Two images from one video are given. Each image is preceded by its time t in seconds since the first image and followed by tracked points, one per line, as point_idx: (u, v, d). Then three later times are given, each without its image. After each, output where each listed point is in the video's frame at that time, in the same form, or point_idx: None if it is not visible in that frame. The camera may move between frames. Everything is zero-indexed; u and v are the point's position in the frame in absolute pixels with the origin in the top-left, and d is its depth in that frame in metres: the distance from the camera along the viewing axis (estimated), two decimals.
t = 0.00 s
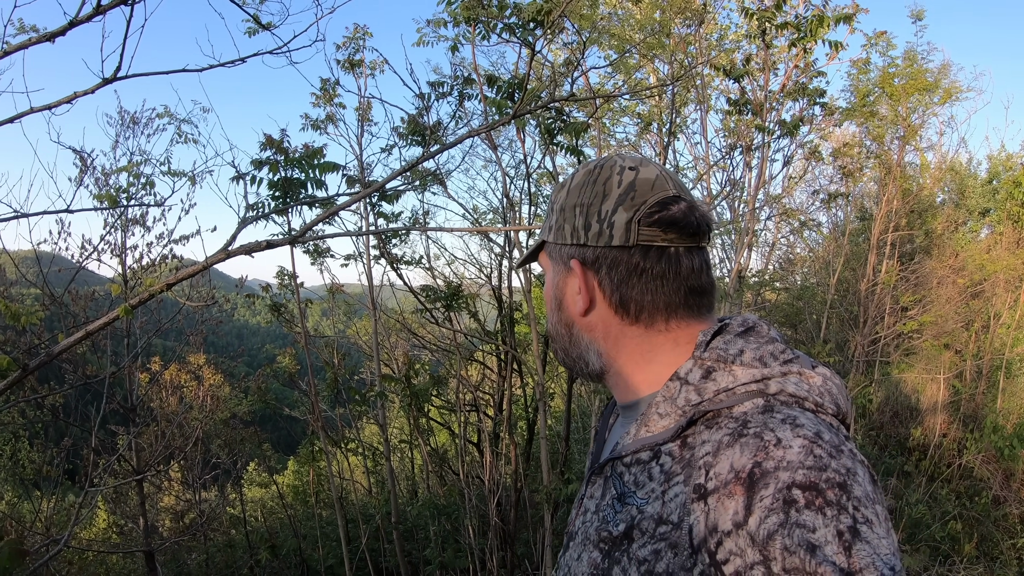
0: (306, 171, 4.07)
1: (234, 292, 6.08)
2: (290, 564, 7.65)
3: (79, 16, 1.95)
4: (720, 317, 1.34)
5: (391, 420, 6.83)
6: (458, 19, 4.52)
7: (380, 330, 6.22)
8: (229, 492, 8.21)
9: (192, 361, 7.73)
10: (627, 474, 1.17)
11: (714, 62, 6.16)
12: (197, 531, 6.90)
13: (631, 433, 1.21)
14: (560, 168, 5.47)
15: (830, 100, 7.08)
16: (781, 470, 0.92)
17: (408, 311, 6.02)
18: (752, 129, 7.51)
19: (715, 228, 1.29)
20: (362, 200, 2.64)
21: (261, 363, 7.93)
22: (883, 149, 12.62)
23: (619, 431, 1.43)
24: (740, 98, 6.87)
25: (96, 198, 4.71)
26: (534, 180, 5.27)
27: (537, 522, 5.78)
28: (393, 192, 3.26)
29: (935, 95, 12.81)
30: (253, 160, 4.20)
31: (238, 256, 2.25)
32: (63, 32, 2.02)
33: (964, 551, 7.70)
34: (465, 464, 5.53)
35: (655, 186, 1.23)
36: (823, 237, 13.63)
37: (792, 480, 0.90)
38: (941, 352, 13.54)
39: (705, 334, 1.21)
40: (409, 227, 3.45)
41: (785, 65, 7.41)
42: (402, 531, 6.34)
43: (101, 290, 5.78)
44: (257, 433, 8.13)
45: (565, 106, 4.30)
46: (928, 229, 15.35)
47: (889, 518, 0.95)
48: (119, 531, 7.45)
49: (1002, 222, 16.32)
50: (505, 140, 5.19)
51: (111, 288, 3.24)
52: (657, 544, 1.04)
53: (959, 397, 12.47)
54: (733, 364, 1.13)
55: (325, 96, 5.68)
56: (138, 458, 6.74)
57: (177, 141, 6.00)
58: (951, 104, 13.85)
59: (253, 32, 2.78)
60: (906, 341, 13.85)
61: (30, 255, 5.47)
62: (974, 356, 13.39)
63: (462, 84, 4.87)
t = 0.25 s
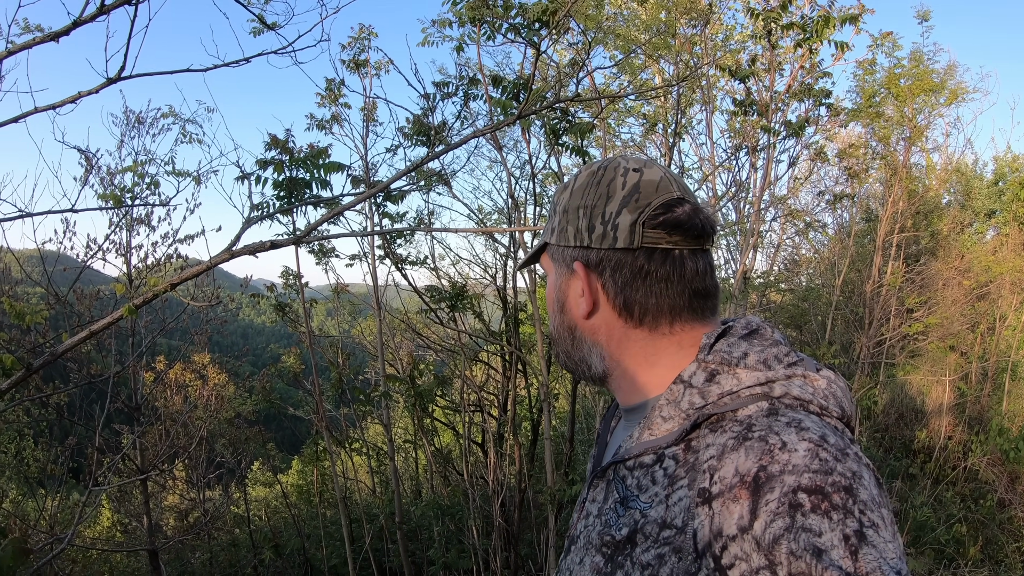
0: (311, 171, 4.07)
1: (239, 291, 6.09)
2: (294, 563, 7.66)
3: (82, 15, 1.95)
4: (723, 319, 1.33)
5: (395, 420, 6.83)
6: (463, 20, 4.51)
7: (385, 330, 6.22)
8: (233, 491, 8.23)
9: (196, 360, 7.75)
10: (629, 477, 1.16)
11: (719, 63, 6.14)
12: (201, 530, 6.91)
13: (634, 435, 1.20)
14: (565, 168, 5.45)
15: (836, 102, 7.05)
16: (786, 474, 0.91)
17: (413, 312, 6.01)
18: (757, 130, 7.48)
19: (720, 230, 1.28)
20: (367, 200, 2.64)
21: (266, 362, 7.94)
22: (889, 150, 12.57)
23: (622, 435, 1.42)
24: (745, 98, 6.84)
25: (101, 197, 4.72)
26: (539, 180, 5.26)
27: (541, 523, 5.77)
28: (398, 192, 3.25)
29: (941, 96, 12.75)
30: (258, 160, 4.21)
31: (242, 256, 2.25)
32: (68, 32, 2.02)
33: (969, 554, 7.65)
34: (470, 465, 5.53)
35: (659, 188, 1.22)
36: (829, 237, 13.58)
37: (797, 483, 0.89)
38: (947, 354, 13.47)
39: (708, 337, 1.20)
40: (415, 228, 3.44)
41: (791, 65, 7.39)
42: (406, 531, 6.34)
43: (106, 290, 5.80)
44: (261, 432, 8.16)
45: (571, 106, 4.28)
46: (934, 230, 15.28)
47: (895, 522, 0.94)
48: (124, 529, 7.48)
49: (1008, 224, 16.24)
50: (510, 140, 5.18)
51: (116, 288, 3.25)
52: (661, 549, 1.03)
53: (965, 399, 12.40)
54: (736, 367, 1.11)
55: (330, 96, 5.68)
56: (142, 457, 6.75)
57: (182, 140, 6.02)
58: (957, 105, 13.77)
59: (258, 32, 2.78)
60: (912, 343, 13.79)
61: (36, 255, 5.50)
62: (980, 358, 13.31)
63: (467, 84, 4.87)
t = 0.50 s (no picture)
0: (316, 169, 4.08)
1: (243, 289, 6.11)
2: (297, 560, 7.68)
3: (87, 14, 1.96)
4: (727, 319, 1.33)
5: (399, 419, 6.84)
6: (468, 18, 4.52)
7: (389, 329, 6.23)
8: (237, 488, 8.26)
9: (201, 358, 7.78)
10: (632, 477, 1.16)
11: (724, 62, 6.12)
12: (204, 527, 6.94)
13: (637, 435, 1.20)
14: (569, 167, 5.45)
15: (841, 101, 7.03)
16: (790, 473, 0.91)
17: (417, 310, 6.02)
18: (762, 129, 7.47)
19: (724, 229, 1.28)
20: (372, 199, 2.64)
21: (270, 360, 7.97)
22: (894, 150, 12.53)
23: (624, 434, 1.42)
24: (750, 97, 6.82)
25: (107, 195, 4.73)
26: (544, 179, 5.26)
27: (544, 522, 5.78)
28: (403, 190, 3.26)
29: (947, 95, 12.69)
30: (263, 159, 4.22)
31: (247, 254, 2.26)
32: (73, 30, 2.03)
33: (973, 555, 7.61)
34: (473, 464, 5.53)
35: (665, 187, 1.22)
36: (834, 237, 13.54)
37: (801, 483, 0.89)
38: (952, 355, 13.42)
39: (711, 336, 1.20)
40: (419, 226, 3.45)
41: (796, 65, 7.37)
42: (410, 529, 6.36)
43: (110, 287, 5.82)
44: (265, 430, 8.18)
45: (575, 105, 4.28)
46: (939, 230, 15.22)
47: (899, 522, 0.93)
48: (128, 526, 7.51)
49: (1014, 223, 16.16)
50: (515, 139, 5.18)
51: (120, 286, 3.25)
52: (663, 548, 1.03)
53: (970, 400, 12.35)
54: (740, 366, 1.11)
55: (335, 94, 5.69)
56: (146, 454, 6.78)
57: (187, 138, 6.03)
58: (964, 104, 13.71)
59: (263, 30, 2.79)
60: (917, 343, 13.74)
61: (40, 252, 5.52)
62: (985, 359, 13.26)
63: (472, 83, 4.87)
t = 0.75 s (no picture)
0: (320, 168, 4.08)
1: (247, 288, 6.13)
2: (300, 559, 7.70)
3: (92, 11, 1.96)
4: (730, 318, 1.33)
5: (402, 417, 6.85)
6: (472, 17, 4.53)
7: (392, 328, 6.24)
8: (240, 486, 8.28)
9: (204, 356, 7.80)
10: (635, 475, 1.17)
11: (727, 61, 6.11)
12: (207, 525, 6.96)
13: (640, 433, 1.21)
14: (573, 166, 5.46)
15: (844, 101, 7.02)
16: (793, 472, 0.91)
17: (421, 309, 6.03)
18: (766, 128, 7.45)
19: (730, 229, 1.29)
20: (375, 197, 2.64)
21: (273, 359, 7.98)
22: (897, 149, 12.51)
23: (628, 431, 1.42)
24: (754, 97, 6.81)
25: (111, 193, 4.75)
26: (547, 179, 5.27)
27: (546, 521, 5.79)
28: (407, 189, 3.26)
29: (951, 95, 12.66)
30: (267, 157, 4.23)
31: (251, 252, 2.27)
32: (77, 27, 2.03)
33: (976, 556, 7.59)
34: (476, 462, 5.54)
35: (671, 185, 1.23)
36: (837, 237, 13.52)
37: (804, 482, 0.89)
38: (955, 355, 13.38)
39: (715, 334, 1.20)
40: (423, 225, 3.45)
41: (800, 64, 7.36)
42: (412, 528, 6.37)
43: (114, 285, 5.84)
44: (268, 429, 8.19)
45: (579, 104, 4.29)
46: (943, 230, 15.19)
47: (901, 521, 0.94)
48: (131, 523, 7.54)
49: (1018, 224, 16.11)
50: (519, 138, 5.19)
51: (124, 284, 3.26)
52: (666, 546, 1.04)
53: (973, 401, 12.32)
54: (743, 365, 1.12)
55: (338, 93, 5.70)
56: (149, 452, 6.80)
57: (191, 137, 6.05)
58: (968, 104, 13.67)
59: (267, 28, 2.79)
60: (920, 343, 13.70)
61: (44, 250, 5.54)
62: (988, 359, 13.23)
63: (476, 82, 4.87)
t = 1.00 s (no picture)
0: (323, 167, 4.09)
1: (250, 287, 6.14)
2: (302, 557, 7.70)
3: (97, 9, 1.97)
4: (736, 317, 1.33)
5: (404, 416, 6.85)
6: (476, 16, 4.53)
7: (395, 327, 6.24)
8: (242, 485, 8.29)
9: (207, 354, 7.81)
10: (641, 475, 1.17)
11: (731, 61, 6.10)
12: (209, 523, 6.96)
13: (646, 433, 1.21)
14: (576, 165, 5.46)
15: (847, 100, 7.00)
16: (799, 472, 0.91)
17: (423, 308, 6.03)
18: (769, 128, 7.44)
19: (736, 228, 1.29)
20: (380, 195, 2.65)
21: (276, 357, 7.99)
22: (901, 150, 12.48)
23: (634, 431, 1.42)
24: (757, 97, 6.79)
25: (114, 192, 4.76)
26: (551, 178, 5.27)
27: (548, 520, 5.78)
28: (410, 188, 3.27)
29: (955, 96, 12.62)
30: (271, 156, 4.23)
31: (255, 250, 2.27)
32: (82, 25, 2.04)
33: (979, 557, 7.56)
34: (478, 461, 5.55)
35: (679, 184, 1.23)
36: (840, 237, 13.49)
37: (811, 482, 0.89)
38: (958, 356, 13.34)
39: (720, 334, 1.20)
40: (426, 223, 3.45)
41: (803, 64, 7.35)
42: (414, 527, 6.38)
43: (117, 284, 5.85)
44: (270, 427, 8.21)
45: (583, 103, 4.28)
46: (946, 230, 15.15)
47: (909, 521, 0.94)
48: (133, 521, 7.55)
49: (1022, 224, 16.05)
50: (522, 137, 5.18)
51: (128, 281, 3.26)
52: (672, 546, 1.04)
53: (976, 402, 12.28)
54: (749, 364, 1.12)
55: (341, 92, 5.70)
56: (152, 450, 6.81)
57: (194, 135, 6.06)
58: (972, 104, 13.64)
59: (271, 27, 2.79)
60: (923, 344, 13.66)
61: (47, 249, 5.55)
62: (991, 360, 13.18)
63: (479, 81, 4.87)
